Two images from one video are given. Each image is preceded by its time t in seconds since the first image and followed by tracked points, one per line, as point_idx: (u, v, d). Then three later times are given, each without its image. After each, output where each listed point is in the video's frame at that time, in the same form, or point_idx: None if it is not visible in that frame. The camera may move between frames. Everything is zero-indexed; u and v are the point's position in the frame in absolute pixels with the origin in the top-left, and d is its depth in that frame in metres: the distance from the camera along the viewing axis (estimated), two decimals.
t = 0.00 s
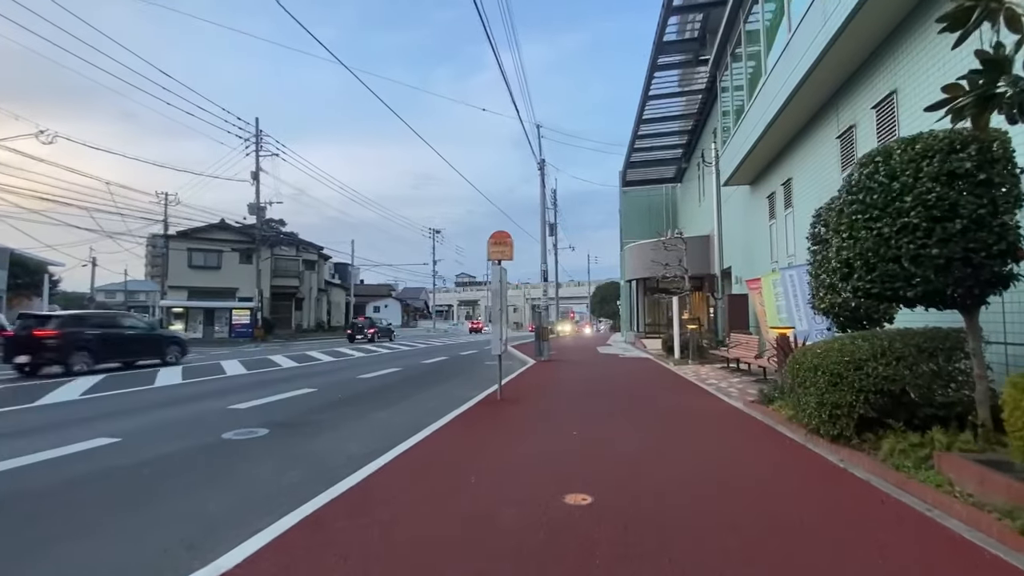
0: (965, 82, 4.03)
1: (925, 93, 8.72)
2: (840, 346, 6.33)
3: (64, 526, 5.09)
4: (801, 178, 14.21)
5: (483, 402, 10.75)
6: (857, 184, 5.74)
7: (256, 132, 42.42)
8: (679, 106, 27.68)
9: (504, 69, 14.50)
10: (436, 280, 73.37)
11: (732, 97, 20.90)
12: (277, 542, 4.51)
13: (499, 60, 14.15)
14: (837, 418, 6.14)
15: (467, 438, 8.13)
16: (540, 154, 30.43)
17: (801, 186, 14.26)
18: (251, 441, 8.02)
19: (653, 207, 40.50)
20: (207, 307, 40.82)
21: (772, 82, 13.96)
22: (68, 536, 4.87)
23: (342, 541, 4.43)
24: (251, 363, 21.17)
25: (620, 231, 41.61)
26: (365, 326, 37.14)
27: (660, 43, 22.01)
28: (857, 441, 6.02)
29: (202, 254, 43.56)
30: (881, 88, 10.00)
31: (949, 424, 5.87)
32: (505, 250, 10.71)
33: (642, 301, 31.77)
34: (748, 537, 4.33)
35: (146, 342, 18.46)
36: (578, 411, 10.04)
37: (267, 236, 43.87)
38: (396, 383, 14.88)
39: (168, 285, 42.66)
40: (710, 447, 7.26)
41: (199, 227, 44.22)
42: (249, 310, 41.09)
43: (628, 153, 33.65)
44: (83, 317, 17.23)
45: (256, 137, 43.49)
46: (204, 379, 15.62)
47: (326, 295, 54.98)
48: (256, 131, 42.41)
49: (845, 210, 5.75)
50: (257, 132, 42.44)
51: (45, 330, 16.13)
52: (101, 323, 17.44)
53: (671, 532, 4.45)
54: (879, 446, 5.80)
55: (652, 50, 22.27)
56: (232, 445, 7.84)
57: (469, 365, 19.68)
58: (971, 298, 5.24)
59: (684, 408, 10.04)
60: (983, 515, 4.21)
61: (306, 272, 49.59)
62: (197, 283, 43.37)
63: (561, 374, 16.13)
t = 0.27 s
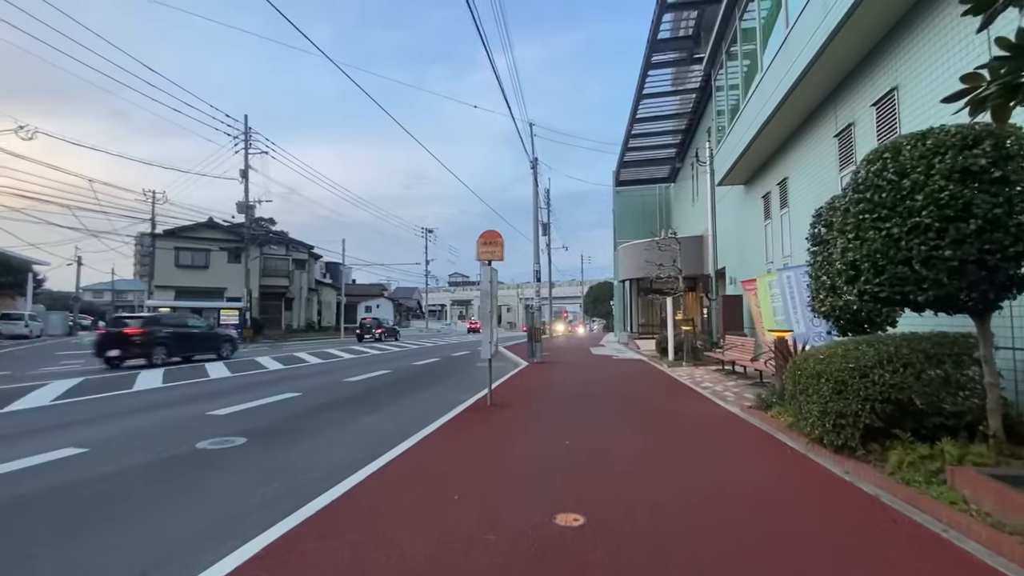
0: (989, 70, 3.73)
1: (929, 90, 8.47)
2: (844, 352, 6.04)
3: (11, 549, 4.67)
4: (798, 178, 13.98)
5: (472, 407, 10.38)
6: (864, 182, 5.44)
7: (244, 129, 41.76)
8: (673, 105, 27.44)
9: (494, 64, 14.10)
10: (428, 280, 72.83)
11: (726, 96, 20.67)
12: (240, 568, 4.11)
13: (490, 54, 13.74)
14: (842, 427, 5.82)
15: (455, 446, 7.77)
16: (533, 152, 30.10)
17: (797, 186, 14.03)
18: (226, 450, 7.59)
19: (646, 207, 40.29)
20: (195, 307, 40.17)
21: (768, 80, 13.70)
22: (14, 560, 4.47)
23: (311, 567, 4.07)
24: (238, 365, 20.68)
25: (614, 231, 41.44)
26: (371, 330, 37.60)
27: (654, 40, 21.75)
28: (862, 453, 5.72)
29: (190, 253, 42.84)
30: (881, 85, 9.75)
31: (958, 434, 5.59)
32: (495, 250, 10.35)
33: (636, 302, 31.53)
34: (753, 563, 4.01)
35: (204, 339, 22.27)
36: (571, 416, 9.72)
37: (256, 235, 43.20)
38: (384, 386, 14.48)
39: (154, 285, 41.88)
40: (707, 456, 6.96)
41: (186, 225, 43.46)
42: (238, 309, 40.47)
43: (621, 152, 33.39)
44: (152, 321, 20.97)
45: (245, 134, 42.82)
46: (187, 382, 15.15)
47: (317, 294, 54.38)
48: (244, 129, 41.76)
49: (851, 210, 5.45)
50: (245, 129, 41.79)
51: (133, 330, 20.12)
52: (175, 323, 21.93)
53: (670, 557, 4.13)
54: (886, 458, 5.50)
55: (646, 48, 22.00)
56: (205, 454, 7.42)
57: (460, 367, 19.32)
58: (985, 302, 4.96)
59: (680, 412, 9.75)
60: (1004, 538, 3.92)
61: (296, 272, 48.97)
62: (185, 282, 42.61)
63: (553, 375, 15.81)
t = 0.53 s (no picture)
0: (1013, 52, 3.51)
1: (932, 85, 8.28)
2: (849, 353, 5.83)
3: None
4: (796, 175, 13.80)
5: (464, 409, 10.10)
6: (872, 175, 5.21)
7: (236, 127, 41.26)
8: (668, 104, 27.28)
9: (488, 59, 13.84)
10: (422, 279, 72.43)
11: (723, 94, 20.49)
12: None
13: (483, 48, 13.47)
14: (847, 431, 5.59)
15: (445, 451, 7.50)
16: (529, 150, 29.76)
17: (795, 184, 13.87)
18: (207, 455, 7.27)
19: (641, 206, 40.14)
20: (185, 306, 39.61)
21: (766, 76, 13.51)
22: None
23: None
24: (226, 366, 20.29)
25: (609, 231, 41.28)
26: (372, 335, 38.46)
27: (650, 38, 21.54)
28: (869, 457, 5.50)
29: (180, 252, 42.23)
30: (882, 81, 9.57)
31: (968, 438, 5.38)
32: (488, 248, 10.08)
33: (631, 302, 31.33)
34: None
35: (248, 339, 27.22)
36: (566, 418, 9.50)
37: (247, 234, 42.69)
38: (375, 387, 14.16)
39: (144, 284, 41.26)
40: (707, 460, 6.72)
41: (176, 224, 42.87)
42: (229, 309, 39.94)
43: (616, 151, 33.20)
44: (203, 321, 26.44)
45: (236, 131, 42.32)
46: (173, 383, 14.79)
47: (310, 294, 53.85)
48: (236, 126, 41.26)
49: (859, 205, 5.22)
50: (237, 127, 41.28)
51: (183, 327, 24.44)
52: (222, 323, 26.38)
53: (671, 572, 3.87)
54: (894, 463, 5.28)
55: (642, 46, 21.80)
56: (184, 460, 7.11)
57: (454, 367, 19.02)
58: (998, 301, 4.74)
59: (677, 414, 9.54)
60: None
61: (288, 271, 48.46)
62: (175, 281, 42.01)
63: (547, 376, 15.55)
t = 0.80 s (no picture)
0: None
1: (937, 77, 8.03)
2: (857, 352, 5.56)
3: None
4: (795, 171, 13.57)
5: (456, 411, 9.78)
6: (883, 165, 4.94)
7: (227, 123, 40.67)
8: (664, 101, 27.03)
9: (481, 51, 13.51)
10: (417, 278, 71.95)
11: (720, 91, 20.25)
12: None
13: (476, 40, 13.14)
14: (856, 435, 5.32)
15: (435, 455, 7.18)
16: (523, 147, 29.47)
17: (793, 181, 13.65)
18: (183, 461, 6.91)
19: (636, 205, 39.90)
20: (174, 305, 38.99)
21: (764, 71, 13.26)
22: None
23: None
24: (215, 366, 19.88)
25: (604, 229, 41.05)
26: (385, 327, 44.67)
27: (646, 33, 21.27)
28: (878, 462, 5.24)
29: (169, 250, 41.56)
30: (885, 73, 9.32)
31: (983, 442, 5.12)
32: (481, 244, 9.76)
33: (627, 300, 31.06)
34: None
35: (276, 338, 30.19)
36: (561, 419, 9.21)
37: (239, 232, 42.13)
38: (366, 387, 13.80)
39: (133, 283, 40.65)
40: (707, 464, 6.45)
41: (166, 221, 42.25)
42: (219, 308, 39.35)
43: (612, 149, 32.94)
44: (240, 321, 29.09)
45: (227, 128, 41.74)
46: (157, 384, 14.36)
47: (302, 293, 53.27)
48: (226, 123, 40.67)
49: (870, 196, 4.94)
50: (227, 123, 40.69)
51: (229, 327, 28.30)
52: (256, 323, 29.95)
53: None
54: (906, 469, 5.01)
55: (638, 41, 21.53)
56: (160, 466, 6.75)
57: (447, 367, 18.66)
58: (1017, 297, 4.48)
59: (675, 415, 9.28)
60: None
61: (281, 270, 47.88)
62: (164, 280, 41.41)
63: (542, 376, 15.25)
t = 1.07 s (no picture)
0: None
1: (943, 72, 7.76)
2: (868, 358, 5.25)
3: None
4: (792, 170, 13.33)
5: (445, 417, 9.40)
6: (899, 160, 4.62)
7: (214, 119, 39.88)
8: (659, 99, 26.75)
9: (472, 45, 13.13)
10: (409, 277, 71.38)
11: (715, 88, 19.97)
12: None
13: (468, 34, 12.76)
14: (867, 447, 5.01)
15: (421, 467, 6.80)
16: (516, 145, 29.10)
17: (791, 180, 13.39)
18: (151, 474, 6.48)
19: (630, 204, 39.65)
20: (160, 305, 38.20)
21: (762, 67, 12.96)
22: None
23: None
24: (198, 367, 19.33)
25: (597, 229, 40.81)
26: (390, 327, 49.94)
27: (641, 30, 20.97)
28: (891, 476, 4.93)
29: (155, 249, 40.72)
30: (889, 68, 9.01)
31: (1001, 455, 4.83)
32: (472, 243, 9.38)
33: (620, 300, 30.75)
34: None
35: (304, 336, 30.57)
36: (554, 427, 8.86)
37: (226, 230, 41.39)
38: (353, 391, 13.37)
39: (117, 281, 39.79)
40: (708, 476, 6.12)
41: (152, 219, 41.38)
42: (206, 308, 38.62)
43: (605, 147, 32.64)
44: (273, 320, 29.07)
45: (215, 124, 40.94)
46: (136, 387, 13.84)
47: (292, 292, 52.55)
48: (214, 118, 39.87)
49: (885, 192, 4.63)
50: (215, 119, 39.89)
51: (262, 325, 28.32)
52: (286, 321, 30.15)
53: None
54: (921, 484, 4.71)
55: (632, 38, 21.20)
56: (127, 480, 6.33)
57: (438, 369, 18.26)
58: None
59: (672, 422, 8.97)
60: None
61: (270, 269, 47.21)
62: (150, 279, 40.56)
63: (535, 379, 14.88)
